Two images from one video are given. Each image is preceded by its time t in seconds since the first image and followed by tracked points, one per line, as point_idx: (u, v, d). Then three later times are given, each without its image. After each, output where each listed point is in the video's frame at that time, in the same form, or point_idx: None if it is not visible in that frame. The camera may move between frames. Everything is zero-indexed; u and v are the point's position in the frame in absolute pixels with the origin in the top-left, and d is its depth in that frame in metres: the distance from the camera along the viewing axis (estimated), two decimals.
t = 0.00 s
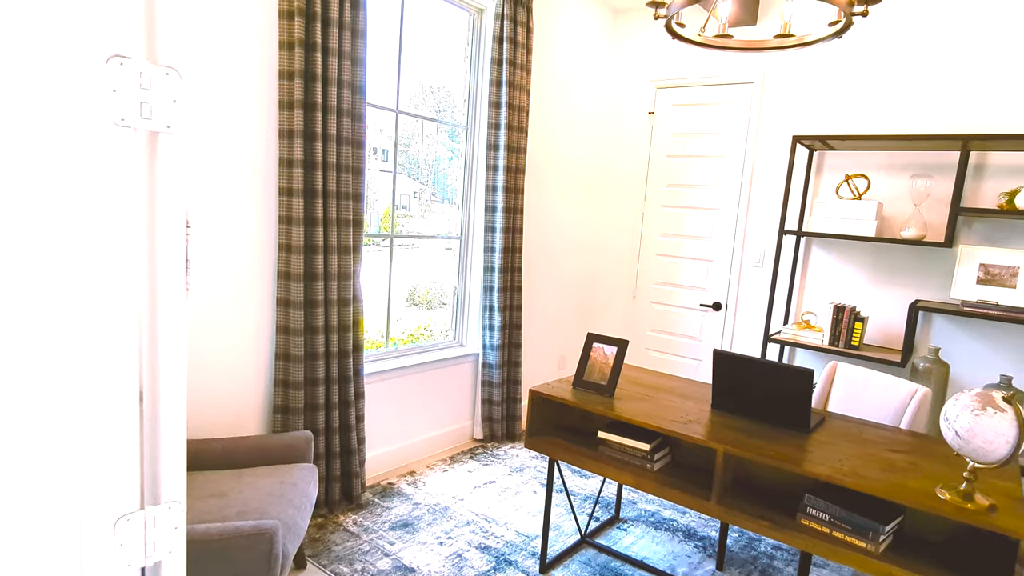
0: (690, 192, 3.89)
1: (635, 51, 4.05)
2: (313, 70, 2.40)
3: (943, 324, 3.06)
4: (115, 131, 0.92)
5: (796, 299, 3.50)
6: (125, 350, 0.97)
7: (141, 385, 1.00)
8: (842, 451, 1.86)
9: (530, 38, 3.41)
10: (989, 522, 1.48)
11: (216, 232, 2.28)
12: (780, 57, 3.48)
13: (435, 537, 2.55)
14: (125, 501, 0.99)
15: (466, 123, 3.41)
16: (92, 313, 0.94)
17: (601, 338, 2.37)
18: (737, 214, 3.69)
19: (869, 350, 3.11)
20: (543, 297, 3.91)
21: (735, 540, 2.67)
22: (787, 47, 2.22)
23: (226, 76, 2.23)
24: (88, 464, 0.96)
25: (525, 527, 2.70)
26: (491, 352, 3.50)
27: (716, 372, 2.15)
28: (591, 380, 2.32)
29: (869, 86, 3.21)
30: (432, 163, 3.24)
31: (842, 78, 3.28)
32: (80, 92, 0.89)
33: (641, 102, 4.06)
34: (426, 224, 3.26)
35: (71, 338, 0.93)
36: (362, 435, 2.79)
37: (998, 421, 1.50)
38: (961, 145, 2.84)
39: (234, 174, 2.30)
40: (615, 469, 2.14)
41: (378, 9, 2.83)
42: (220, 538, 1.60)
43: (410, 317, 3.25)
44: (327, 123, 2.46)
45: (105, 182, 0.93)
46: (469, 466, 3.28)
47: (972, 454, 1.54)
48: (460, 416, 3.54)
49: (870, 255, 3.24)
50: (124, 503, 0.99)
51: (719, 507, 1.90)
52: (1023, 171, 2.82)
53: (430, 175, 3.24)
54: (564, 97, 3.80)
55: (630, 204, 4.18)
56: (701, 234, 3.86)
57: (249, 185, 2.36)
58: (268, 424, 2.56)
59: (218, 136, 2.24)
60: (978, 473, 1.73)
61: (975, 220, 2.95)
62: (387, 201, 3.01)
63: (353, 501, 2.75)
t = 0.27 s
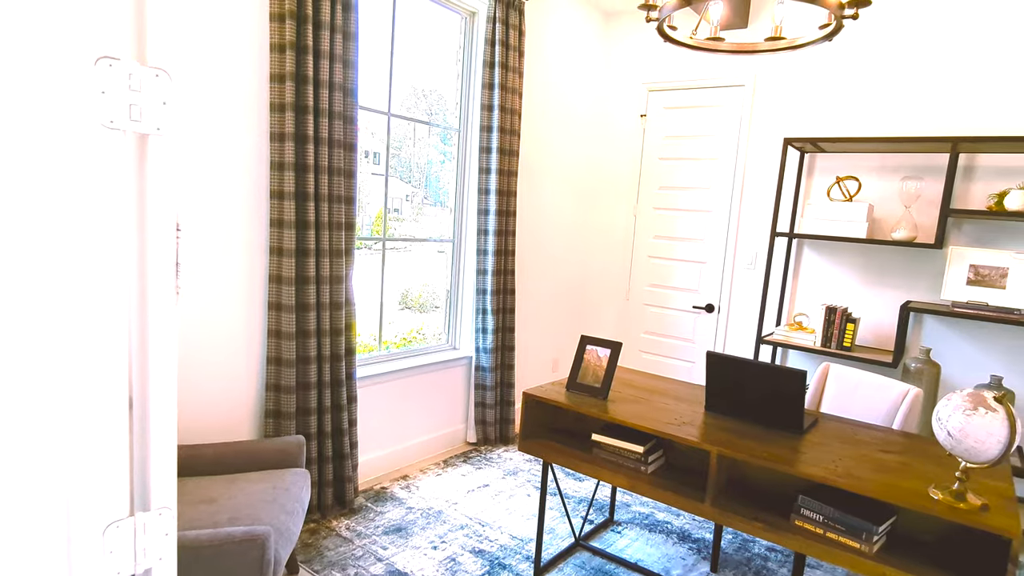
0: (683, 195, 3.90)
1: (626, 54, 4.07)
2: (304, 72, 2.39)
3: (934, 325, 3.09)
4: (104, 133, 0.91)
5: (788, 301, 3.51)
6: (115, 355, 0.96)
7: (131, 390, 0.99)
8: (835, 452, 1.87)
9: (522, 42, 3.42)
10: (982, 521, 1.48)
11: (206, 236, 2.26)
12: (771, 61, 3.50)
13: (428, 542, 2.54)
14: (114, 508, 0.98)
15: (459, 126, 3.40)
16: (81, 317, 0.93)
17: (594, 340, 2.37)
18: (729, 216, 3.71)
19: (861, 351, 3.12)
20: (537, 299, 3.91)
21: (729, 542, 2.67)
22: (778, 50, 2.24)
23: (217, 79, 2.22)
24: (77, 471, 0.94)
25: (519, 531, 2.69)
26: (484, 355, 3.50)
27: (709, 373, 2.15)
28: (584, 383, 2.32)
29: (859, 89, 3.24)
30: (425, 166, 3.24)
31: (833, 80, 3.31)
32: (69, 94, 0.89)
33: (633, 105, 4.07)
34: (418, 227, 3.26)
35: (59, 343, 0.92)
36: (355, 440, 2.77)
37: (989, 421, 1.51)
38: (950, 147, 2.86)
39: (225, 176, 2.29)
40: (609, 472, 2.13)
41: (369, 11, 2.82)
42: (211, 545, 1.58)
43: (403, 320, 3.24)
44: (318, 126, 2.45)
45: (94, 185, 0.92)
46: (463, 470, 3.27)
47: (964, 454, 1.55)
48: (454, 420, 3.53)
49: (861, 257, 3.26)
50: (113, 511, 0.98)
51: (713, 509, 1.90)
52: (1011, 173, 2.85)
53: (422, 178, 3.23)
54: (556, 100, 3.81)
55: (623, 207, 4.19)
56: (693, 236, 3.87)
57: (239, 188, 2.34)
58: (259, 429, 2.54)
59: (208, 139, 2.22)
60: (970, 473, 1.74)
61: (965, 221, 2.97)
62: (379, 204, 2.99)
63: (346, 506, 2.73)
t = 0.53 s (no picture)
0: (672, 196, 3.92)
1: (615, 56, 4.08)
2: (291, 74, 2.38)
3: (920, 324, 3.12)
4: (88, 135, 0.90)
5: (777, 301, 3.54)
6: (100, 358, 0.94)
7: (116, 394, 0.97)
8: (823, 450, 1.89)
9: (510, 43, 3.42)
10: (966, 517, 1.50)
11: (193, 239, 2.24)
12: (757, 63, 3.53)
13: (419, 544, 2.53)
14: (99, 512, 0.96)
15: (447, 128, 3.40)
16: (64, 321, 0.91)
17: (584, 341, 2.37)
18: (717, 218, 3.73)
19: (849, 350, 3.15)
20: (526, 301, 3.91)
21: (719, 541, 2.68)
22: (764, 52, 2.25)
23: (202, 80, 2.20)
24: (61, 476, 0.93)
25: (509, 533, 2.68)
26: (474, 357, 3.49)
27: (699, 373, 2.16)
28: (574, 384, 2.32)
29: (845, 90, 3.27)
30: (414, 168, 3.23)
31: (819, 82, 3.34)
32: (52, 96, 0.87)
33: (621, 106, 4.08)
34: (408, 229, 3.25)
35: (28, 350, 0.90)
36: (344, 443, 2.75)
37: (973, 418, 1.53)
38: (934, 148, 2.90)
39: (211, 179, 2.27)
40: (599, 472, 2.14)
41: (357, 13, 2.81)
42: (198, 550, 1.56)
43: (392, 322, 3.23)
44: (306, 128, 2.44)
45: (78, 187, 0.90)
46: (453, 472, 3.26)
47: (949, 451, 1.57)
48: (444, 422, 3.52)
49: (848, 257, 3.30)
50: (99, 515, 0.96)
51: (703, 508, 1.90)
52: (994, 174, 2.89)
53: (411, 180, 3.23)
54: (544, 101, 3.81)
55: (612, 208, 4.20)
56: (683, 237, 3.89)
57: (226, 190, 2.32)
58: (247, 432, 2.52)
59: (194, 141, 2.20)
60: (956, 470, 1.76)
61: (950, 221, 3.02)
62: (368, 206, 2.98)
63: (335, 509, 2.71)
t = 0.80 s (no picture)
0: (660, 196, 3.93)
1: (602, 56, 4.09)
2: (276, 73, 2.35)
3: (905, 322, 3.15)
4: (64, 130, 0.88)
5: (764, 299, 3.56)
6: (77, 358, 0.92)
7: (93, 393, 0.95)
8: (811, 447, 1.90)
9: (498, 43, 3.41)
10: (952, 513, 1.51)
11: (177, 240, 2.21)
12: (744, 63, 3.54)
13: (407, 546, 2.51)
14: (77, 515, 0.94)
15: (435, 127, 3.38)
16: (39, 320, 0.89)
17: (573, 340, 2.37)
18: (705, 217, 3.74)
19: (835, 348, 3.17)
20: (515, 301, 3.90)
21: (708, 539, 2.69)
22: (750, 51, 2.26)
23: (185, 80, 2.18)
24: (37, 478, 0.90)
25: (498, 533, 2.67)
26: (463, 358, 3.47)
27: (687, 371, 2.16)
28: (563, 383, 2.32)
29: (831, 91, 3.30)
30: (402, 169, 3.21)
31: (805, 83, 3.36)
32: (25, 89, 0.85)
33: (609, 106, 4.09)
34: (396, 230, 3.23)
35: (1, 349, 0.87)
36: (332, 444, 2.73)
37: (958, 414, 1.54)
38: (919, 147, 2.93)
39: (195, 179, 2.24)
40: (588, 471, 2.13)
41: (343, 11, 2.79)
42: (182, 553, 1.53)
43: (380, 324, 3.20)
44: (292, 127, 2.41)
45: (53, 183, 0.88)
46: (442, 473, 3.24)
47: (935, 447, 1.58)
48: (433, 422, 3.50)
49: (834, 256, 3.32)
50: (76, 518, 0.94)
51: (692, 506, 1.90)
52: (978, 173, 2.93)
53: (400, 180, 3.21)
54: (533, 101, 3.81)
55: (600, 208, 4.20)
56: (671, 236, 3.90)
57: (210, 191, 2.30)
58: (233, 435, 2.48)
59: (177, 141, 2.18)
60: (941, 466, 1.77)
61: (935, 220, 3.05)
62: (356, 207, 2.96)
63: (323, 511, 2.68)
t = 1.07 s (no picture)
0: (646, 194, 3.94)
1: (588, 55, 4.09)
2: (258, 70, 2.32)
3: (888, 319, 3.19)
4: (35, 127, 0.85)
5: (749, 297, 3.59)
6: (51, 358, 0.90)
7: (67, 394, 0.93)
8: (794, 443, 1.91)
9: (483, 41, 3.39)
10: (932, 506, 1.53)
11: (157, 241, 2.18)
12: (728, 62, 3.57)
13: (393, 545, 2.49)
14: (52, 517, 0.92)
15: (420, 126, 3.36)
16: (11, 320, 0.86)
17: (558, 338, 2.36)
18: (691, 216, 3.77)
19: (819, 345, 3.21)
20: (501, 300, 3.89)
21: (694, 536, 2.70)
22: (734, 50, 2.27)
23: (165, 77, 2.14)
24: (10, 481, 0.88)
25: (485, 532, 2.67)
26: (449, 357, 3.46)
27: (673, 368, 2.17)
28: (549, 381, 2.31)
29: (814, 90, 3.33)
30: (388, 168, 3.19)
31: (788, 82, 3.39)
32: None
33: (595, 105, 4.09)
34: (382, 229, 3.20)
35: None
36: (317, 445, 2.70)
37: (937, 409, 1.56)
38: (900, 146, 2.97)
39: (176, 178, 2.21)
40: (574, 469, 2.13)
41: (326, 7, 2.76)
42: (163, 556, 1.50)
43: (366, 323, 3.18)
44: (274, 125, 2.38)
45: (24, 180, 0.86)
46: (428, 472, 3.22)
47: (915, 441, 1.60)
48: (419, 422, 3.48)
49: (817, 254, 3.36)
50: (52, 520, 0.92)
51: (677, 503, 1.91)
52: (958, 171, 2.98)
53: (385, 179, 3.18)
54: (519, 100, 3.80)
55: (586, 206, 4.20)
56: (657, 235, 3.92)
57: (192, 190, 2.26)
58: (216, 436, 2.45)
59: (157, 140, 2.14)
60: (921, 460, 1.80)
61: (916, 218, 3.10)
62: (341, 206, 2.93)
63: (308, 512, 2.66)
